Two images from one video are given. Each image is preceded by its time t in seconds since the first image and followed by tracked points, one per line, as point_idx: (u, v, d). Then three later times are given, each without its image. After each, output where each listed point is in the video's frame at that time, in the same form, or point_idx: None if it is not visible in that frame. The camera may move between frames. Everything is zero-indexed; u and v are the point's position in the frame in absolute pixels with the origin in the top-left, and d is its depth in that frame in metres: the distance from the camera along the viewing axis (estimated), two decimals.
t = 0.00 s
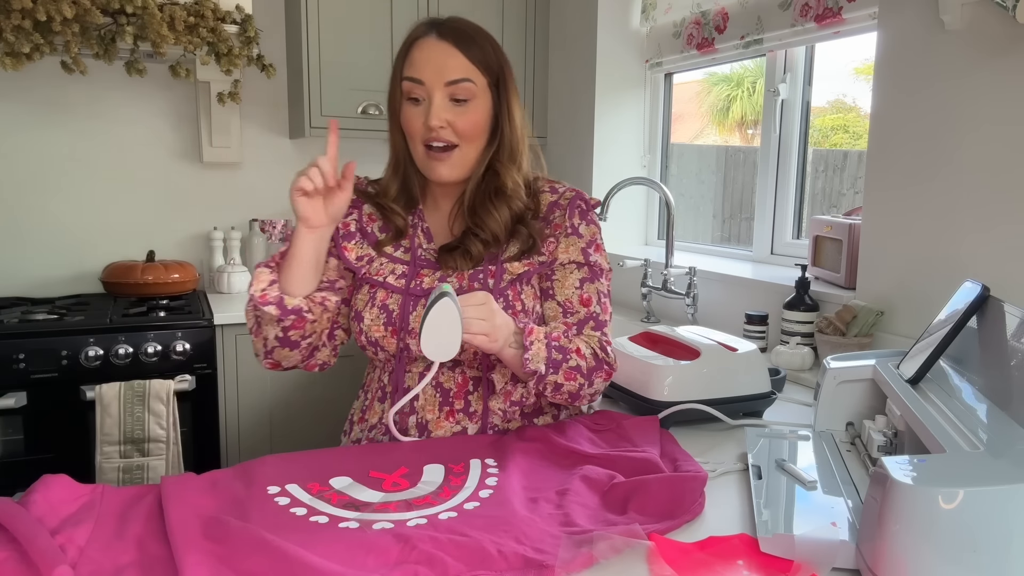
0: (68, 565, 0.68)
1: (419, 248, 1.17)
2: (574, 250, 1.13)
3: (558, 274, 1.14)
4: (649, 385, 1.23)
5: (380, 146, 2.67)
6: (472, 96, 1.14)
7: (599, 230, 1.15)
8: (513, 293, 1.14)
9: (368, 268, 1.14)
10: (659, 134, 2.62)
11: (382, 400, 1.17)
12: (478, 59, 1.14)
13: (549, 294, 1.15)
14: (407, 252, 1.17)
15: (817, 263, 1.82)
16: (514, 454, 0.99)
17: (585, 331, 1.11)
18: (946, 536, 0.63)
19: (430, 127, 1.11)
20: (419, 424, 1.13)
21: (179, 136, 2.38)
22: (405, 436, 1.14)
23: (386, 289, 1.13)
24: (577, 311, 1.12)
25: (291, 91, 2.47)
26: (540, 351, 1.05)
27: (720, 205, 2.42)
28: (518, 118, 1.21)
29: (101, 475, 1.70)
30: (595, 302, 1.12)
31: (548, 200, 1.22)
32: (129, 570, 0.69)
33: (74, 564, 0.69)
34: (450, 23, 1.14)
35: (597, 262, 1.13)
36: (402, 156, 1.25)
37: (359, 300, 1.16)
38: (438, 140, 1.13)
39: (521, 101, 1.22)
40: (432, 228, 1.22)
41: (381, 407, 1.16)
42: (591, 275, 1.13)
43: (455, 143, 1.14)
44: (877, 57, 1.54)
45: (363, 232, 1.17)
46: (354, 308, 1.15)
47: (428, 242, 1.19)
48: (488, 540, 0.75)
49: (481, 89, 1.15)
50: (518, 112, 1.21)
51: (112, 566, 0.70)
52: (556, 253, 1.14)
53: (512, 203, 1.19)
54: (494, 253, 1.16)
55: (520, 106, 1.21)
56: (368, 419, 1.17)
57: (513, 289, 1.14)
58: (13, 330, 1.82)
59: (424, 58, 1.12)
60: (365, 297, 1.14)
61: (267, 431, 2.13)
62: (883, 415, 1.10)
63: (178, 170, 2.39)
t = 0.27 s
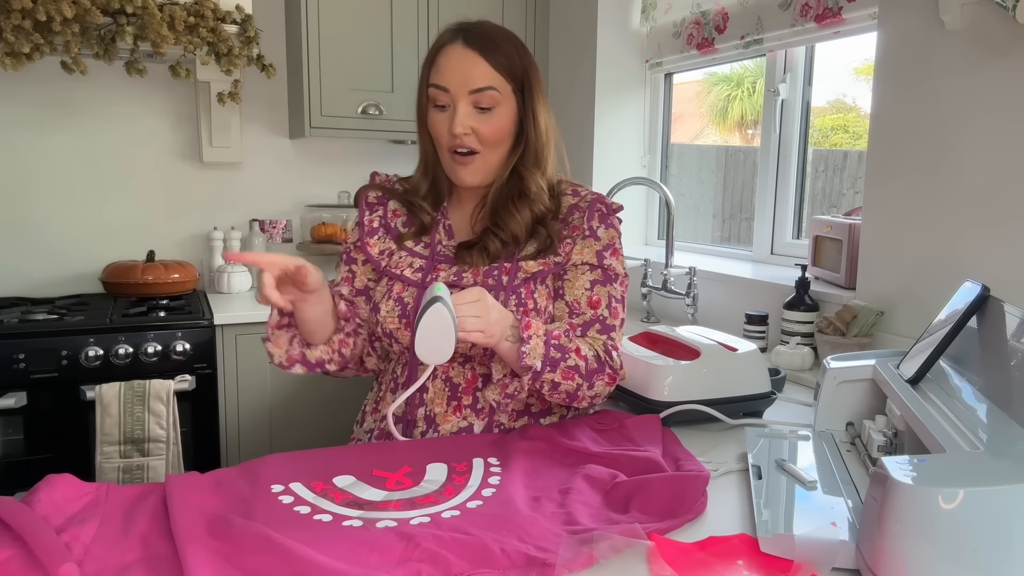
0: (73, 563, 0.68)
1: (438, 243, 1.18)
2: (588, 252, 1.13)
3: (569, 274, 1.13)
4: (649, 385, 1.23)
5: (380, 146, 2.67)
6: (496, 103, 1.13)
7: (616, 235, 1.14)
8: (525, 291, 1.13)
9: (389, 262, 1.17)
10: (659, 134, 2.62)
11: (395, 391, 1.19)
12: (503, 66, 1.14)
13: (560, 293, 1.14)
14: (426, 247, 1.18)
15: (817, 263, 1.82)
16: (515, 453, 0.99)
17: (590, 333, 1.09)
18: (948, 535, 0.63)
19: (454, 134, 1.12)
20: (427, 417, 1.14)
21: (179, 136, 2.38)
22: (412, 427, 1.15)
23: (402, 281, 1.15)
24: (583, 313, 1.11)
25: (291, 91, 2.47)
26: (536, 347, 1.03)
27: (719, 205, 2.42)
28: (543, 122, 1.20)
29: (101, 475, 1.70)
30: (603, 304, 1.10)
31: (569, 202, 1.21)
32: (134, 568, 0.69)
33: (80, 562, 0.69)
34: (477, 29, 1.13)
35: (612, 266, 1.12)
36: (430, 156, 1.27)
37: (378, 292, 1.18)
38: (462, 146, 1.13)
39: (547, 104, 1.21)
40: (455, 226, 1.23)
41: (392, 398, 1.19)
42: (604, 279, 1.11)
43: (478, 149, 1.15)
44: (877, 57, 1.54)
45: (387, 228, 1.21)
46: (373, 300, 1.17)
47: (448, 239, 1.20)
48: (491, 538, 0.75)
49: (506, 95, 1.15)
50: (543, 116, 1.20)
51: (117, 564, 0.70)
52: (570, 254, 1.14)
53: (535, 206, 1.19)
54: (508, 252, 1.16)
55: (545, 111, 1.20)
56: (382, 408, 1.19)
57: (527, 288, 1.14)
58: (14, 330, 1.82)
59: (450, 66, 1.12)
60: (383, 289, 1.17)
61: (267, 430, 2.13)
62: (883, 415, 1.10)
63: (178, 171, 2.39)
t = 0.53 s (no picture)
0: (73, 562, 0.68)
1: (446, 239, 1.18)
2: (594, 255, 1.13)
3: (572, 275, 1.13)
4: (650, 385, 1.23)
5: (380, 146, 2.67)
6: (517, 108, 1.13)
7: (623, 241, 1.14)
8: (532, 290, 1.14)
9: (396, 255, 1.17)
10: (659, 134, 2.62)
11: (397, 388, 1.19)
12: (526, 71, 1.13)
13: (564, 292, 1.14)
14: (434, 242, 1.18)
15: (817, 263, 1.82)
16: (515, 454, 0.99)
17: (586, 334, 1.09)
18: (947, 535, 0.63)
19: (474, 137, 1.11)
20: (428, 415, 1.13)
21: (179, 136, 2.38)
22: (413, 423, 1.14)
23: (409, 276, 1.15)
24: (581, 313, 1.11)
25: (291, 91, 2.47)
26: (513, 346, 1.02)
27: (719, 205, 2.43)
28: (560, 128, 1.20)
29: (101, 474, 1.70)
30: (604, 307, 1.11)
31: (580, 208, 1.21)
32: (134, 567, 0.69)
33: (80, 562, 0.69)
34: (501, 32, 1.13)
35: (614, 270, 1.12)
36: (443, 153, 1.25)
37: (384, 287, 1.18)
38: (481, 149, 1.13)
39: (564, 109, 1.21)
40: (465, 225, 1.23)
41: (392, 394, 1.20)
42: (607, 283, 1.12)
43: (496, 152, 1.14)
44: (877, 57, 1.54)
45: (396, 221, 1.21)
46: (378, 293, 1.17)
47: (457, 236, 1.20)
48: (492, 538, 0.75)
49: (527, 100, 1.14)
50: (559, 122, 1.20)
51: (117, 563, 0.70)
52: (576, 257, 1.14)
53: (548, 209, 1.20)
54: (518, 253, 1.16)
55: (562, 116, 1.20)
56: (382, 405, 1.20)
57: (533, 286, 1.14)
58: (14, 330, 1.82)
59: (472, 68, 1.11)
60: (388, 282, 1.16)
61: (267, 429, 2.13)
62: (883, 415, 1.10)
63: (178, 171, 2.39)
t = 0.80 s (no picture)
0: (74, 562, 0.68)
1: (452, 240, 1.18)
2: (598, 258, 1.13)
3: (576, 278, 1.13)
4: (650, 385, 1.23)
5: (380, 146, 2.67)
6: (527, 111, 1.13)
7: (628, 244, 1.14)
8: (537, 294, 1.14)
9: (401, 254, 1.17)
10: (659, 134, 2.62)
11: (399, 387, 1.19)
12: (535, 74, 1.13)
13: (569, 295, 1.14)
14: (439, 243, 1.19)
15: (817, 263, 1.82)
16: (516, 454, 0.99)
17: (590, 338, 1.09)
18: (947, 535, 0.63)
19: (484, 140, 1.11)
20: (430, 414, 1.13)
21: (179, 136, 2.38)
22: (415, 422, 1.14)
23: (414, 276, 1.15)
24: (584, 316, 1.11)
25: (291, 91, 2.47)
26: (524, 351, 1.02)
27: (719, 205, 2.43)
28: (566, 132, 1.20)
29: (101, 474, 1.70)
30: (607, 309, 1.10)
31: (585, 210, 1.21)
32: (134, 568, 0.69)
33: (80, 562, 0.69)
34: (511, 35, 1.13)
35: (618, 273, 1.12)
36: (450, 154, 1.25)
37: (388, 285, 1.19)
38: (490, 152, 1.13)
39: (572, 112, 1.21)
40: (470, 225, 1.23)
41: (394, 391, 1.20)
42: (611, 285, 1.11)
43: (506, 155, 1.14)
44: (877, 57, 1.54)
45: (400, 221, 1.21)
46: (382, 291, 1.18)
47: (462, 237, 1.20)
48: (492, 538, 0.75)
49: (536, 103, 1.14)
50: (565, 126, 1.20)
51: (117, 563, 0.70)
52: (580, 260, 1.14)
53: (555, 212, 1.19)
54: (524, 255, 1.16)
55: (568, 121, 1.20)
56: (384, 404, 1.20)
57: (538, 289, 1.14)
58: (14, 330, 1.82)
59: (483, 72, 1.11)
60: (393, 282, 1.17)
61: (267, 430, 2.13)
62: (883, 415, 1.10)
63: (178, 170, 2.39)
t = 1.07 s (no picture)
0: (74, 562, 0.68)
1: (453, 241, 1.18)
2: (602, 263, 1.12)
3: (580, 284, 1.13)
4: (650, 385, 1.23)
5: (379, 146, 2.67)
6: (528, 113, 1.12)
7: (630, 249, 1.13)
8: (539, 296, 1.14)
9: (402, 255, 1.18)
10: (659, 134, 2.62)
11: (398, 386, 1.19)
12: (535, 76, 1.13)
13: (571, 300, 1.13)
14: (441, 244, 1.19)
15: (817, 263, 1.82)
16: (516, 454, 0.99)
17: (595, 348, 1.06)
18: (947, 535, 0.63)
19: (485, 143, 1.11)
20: (430, 414, 1.14)
21: (179, 136, 2.38)
22: (414, 423, 1.14)
23: (415, 276, 1.16)
24: (587, 323, 1.09)
25: (291, 91, 2.47)
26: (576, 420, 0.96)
27: (719, 205, 2.43)
28: (566, 134, 1.20)
29: (101, 475, 1.70)
30: (609, 318, 1.08)
31: (587, 212, 1.21)
32: (134, 568, 0.69)
33: (80, 562, 0.69)
34: (511, 38, 1.12)
35: (620, 279, 1.10)
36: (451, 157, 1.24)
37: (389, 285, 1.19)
38: (491, 155, 1.12)
39: (572, 113, 1.20)
40: (471, 227, 1.23)
41: (394, 391, 1.19)
42: (614, 294, 1.10)
43: (507, 159, 1.13)
44: (877, 57, 1.54)
45: (402, 222, 1.22)
46: (383, 291, 1.18)
47: (463, 238, 1.20)
48: (492, 538, 0.75)
49: (537, 105, 1.14)
50: (566, 128, 1.20)
51: (117, 563, 0.70)
52: (585, 264, 1.13)
53: (557, 214, 1.19)
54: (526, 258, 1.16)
55: (569, 123, 1.20)
56: (384, 403, 1.20)
57: (541, 292, 1.14)
58: (14, 330, 1.82)
59: (483, 75, 1.10)
60: (394, 282, 1.18)
61: (267, 430, 2.13)
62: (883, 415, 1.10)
63: (178, 170, 2.39)
